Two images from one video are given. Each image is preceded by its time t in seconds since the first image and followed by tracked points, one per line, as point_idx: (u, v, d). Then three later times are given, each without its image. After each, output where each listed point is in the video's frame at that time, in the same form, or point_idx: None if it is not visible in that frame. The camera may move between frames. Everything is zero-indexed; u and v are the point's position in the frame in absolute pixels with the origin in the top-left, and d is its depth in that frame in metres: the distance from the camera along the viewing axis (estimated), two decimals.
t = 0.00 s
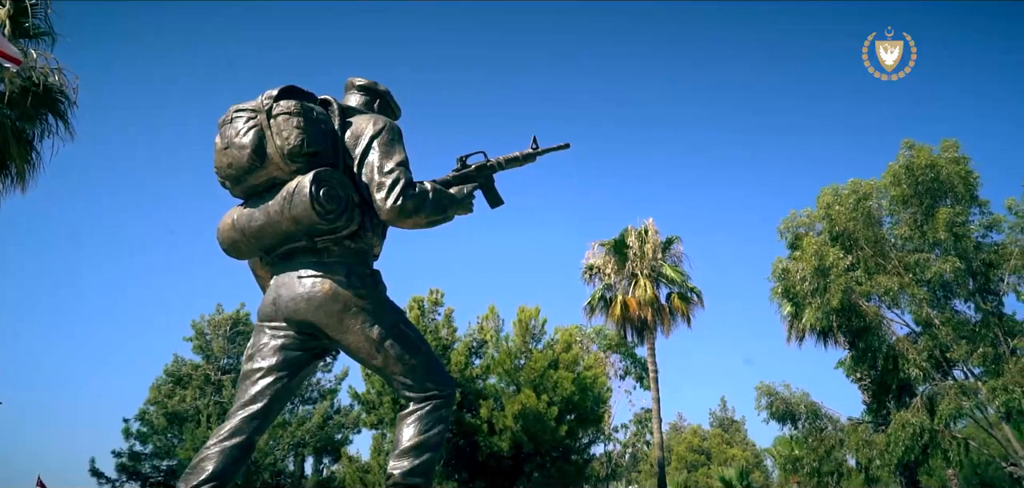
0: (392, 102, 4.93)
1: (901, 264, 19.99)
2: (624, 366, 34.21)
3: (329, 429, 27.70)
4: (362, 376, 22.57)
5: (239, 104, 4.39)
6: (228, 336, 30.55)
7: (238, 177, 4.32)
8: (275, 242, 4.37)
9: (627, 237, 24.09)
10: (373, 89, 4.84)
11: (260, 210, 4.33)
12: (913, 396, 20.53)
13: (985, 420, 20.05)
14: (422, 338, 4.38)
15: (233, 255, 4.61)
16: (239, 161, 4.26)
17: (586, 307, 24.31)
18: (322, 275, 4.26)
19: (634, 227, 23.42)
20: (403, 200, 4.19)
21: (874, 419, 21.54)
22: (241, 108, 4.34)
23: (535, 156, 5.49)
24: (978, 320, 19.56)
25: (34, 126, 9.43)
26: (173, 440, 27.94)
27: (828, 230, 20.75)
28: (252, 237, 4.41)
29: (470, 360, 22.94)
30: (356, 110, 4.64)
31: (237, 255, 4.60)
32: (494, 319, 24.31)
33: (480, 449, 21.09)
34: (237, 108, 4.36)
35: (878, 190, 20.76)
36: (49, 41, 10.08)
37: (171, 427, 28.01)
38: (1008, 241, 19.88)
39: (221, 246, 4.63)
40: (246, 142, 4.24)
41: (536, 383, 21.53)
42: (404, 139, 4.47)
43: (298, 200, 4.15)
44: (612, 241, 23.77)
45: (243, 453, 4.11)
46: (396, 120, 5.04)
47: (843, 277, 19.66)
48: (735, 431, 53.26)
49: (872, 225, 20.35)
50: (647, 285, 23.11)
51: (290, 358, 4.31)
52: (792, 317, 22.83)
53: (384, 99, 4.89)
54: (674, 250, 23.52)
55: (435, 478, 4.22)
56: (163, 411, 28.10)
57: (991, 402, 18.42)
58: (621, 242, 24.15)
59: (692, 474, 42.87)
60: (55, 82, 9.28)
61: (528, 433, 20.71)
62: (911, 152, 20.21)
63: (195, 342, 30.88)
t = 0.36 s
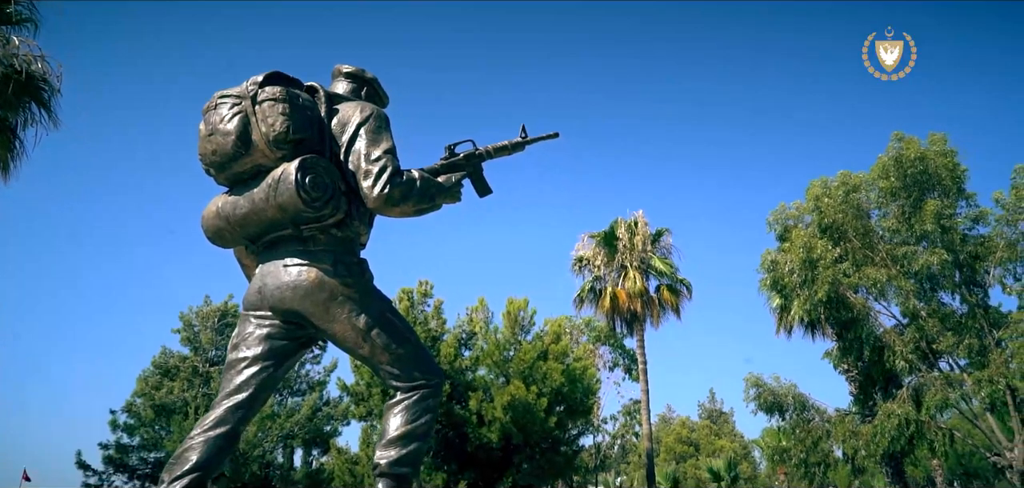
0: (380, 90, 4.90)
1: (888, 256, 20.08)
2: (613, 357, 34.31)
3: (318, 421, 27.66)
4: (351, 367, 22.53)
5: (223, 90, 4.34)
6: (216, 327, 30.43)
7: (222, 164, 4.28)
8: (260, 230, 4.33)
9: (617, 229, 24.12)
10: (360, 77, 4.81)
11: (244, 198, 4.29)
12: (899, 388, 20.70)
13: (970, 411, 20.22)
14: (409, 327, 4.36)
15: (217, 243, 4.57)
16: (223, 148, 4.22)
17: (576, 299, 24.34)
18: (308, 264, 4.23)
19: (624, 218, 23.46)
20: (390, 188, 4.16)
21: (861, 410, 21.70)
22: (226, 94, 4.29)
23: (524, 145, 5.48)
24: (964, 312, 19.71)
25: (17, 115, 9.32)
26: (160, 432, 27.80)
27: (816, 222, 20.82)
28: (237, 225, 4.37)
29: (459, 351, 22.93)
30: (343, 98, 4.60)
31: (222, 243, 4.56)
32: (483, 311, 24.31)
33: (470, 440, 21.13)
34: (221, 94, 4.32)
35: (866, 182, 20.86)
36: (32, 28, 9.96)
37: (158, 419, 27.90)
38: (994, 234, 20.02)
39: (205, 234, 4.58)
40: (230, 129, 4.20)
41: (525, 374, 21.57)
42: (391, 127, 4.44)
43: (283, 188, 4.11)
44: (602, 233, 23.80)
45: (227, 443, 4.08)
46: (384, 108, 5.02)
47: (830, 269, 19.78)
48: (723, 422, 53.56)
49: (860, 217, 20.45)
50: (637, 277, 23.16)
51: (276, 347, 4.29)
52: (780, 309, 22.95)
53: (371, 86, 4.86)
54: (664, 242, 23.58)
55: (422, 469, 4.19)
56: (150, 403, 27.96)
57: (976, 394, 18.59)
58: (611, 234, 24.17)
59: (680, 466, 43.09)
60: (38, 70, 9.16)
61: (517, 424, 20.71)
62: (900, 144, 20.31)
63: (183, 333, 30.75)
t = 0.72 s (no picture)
0: (365, 75, 4.87)
1: (875, 248, 20.22)
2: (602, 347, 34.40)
3: (306, 411, 27.60)
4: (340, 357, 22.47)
5: (206, 73, 4.30)
6: (204, 317, 30.33)
7: (205, 147, 4.24)
8: (243, 216, 4.30)
9: (606, 219, 24.14)
10: (346, 61, 4.77)
11: (227, 183, 4.26)
12: (884, 378, 20.85)
13: (954, 401, 20.39)
14: (394, 314, 4.34)
15: (200, 229, 4.54)
16: (205, 132, 4.19)
17: (564, 289, 24.36)
18: (291, 250, 4.19)
19: (613, 209, 23.48)
20: (375, 174, 4.12)
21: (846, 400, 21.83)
22: (208, 77, 4.26)
23: (511, 132, 5.46)
24: (950, 303, 19.86)
25: None
26: (147, 422, 27.64)
27: (805, 212, 20.88)
28: (220, 210, 4.34)
29: (448, 341, 22.89)
30: (327, 82, 4.56)
31: (204, 229, 4.53)
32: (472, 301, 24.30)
33: (458, 430, 21.10)
34: (203, 77, 4.28)
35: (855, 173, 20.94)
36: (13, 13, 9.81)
37: (145, 409, 27.75)
38: (980, 225, 20.16)
39: (187, 219, 4.55)
40: (213, 112, 4.16)
41: (514, 364, 21.59)
42: (377, 112, 4.41)
43: (266, 172, 4.08)
44: (591, 224, 23.81)
45: (210, 430, 4.06)
46: (369, 94, 4.98)
47: (818, 260, 19.87)
48: (711, 412, 53.85)
49: (848, 208, 20.50)
50: (626, 267, 23.18)
51: (259, 334, 4.26)
52: (768, 300, 23.07)
53: (357, 71, 4.82)
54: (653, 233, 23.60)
55: (407, 456, 4.17)
56: (137, 393, 27.80)
57: (961, 384, 18.77)
58: (600, 225, 24.18)
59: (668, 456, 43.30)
60: (18, 55, 9.05)
61: (506, 414, 20.70)
62: (890, 135, 20.37)
63: (170, 323, 30.61)
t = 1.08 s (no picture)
0: (345, 54, 4.83)
1: (856, 236, 20.35)
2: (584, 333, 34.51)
3: (288, 397, 27.51)
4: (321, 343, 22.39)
5: (179, 50, 4.29)
6: (184, 303, 30.18)
7: (179, 126, 4.25)
8: (219, 196, 4.29)
9: (589, 206, 24.15)
10: (325, 40, 4.73)
11: (202, 163, 4.25)
12: (862, 364, 21.09)
13: (930, 387, 20.66)
14: (373, 297, 4.32)
15: (175, 209, 4.54)
16: (179, 110, 4.19)
17: (547, 275, 24.39)
18: (268, 232, 4.17)
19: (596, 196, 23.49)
20: (354, 153, 4.10)
21: (825, 385, 22.07)
22: (182, 54, 4.25)
23: (493, 114, 5.46)
24: (927, 290, 20.11)
25: None
26: (126, 409, 27.39)
27: (787, 200, 20.96)
28: (195, 190, 4.33)
29: (431, 327, 22.85)
30: (304, 61, 4.52)
31: (179, 209, 4.52)
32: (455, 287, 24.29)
33: (441, 416, 21.11)
34: (177, 54, 4.27)
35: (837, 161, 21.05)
36: None
37: (124, 396, 27.39)
38: (959, 213, 20.35)
39: (162, 200, 4.54)
40: (186, 90, 4.16)
41: (496, 350, 21.61)
42: (355, 92, 4.37)
43: (241, 151, 4.08)
44: (574, 210, 23.81)
45: (185, 413, 4.03)
46: (349, 74, 4.94)
47: (799, 248, 20.00)
48: (693, 399, 54.25)
49: (830, 196, 20.60)
50: (608, 254, 23.23)
51: (234, 316, 4.23)
52: (750, 287, 23.23)
53: (336, 50, 4.79)
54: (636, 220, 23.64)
55: (386, 440, 4.15)
56: (115, 380, 27.52)
57: (937, 369, 19.03)
58: (583, 211, 24.18)
59: (649, 442, 43.61)
60: None
61: (488, 400, 20.73)
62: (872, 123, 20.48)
63: (150, 309, 30.39)
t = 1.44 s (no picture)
0: (321, 33, 4.85)
1: (832, 224, 20.50)
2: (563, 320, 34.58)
3: (265, 384, 27.31)
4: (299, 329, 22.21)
5: (147, 26, 4.30)
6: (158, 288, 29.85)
7: (147, 103, 4.26)
8: (189, 176, 4.31)
9: (569, 193, 24.14)
10: (299, 18, 4.77)
11: (171, 141, 4.27)
12: (837, 351, 21.30)
13: (902, 374, 20.95)
14: (347, 281, 4.40)
15: (142, 189, 4.53)
16: (147, 86, 4.20)
17: (526, 262, 24.39)
18: (239, 213, 4.23)
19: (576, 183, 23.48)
20: (328, 133, 4.15)
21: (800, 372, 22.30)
22: (150, 30, 4.26)
23: (471, 97, 5.41)
24: (900, 278, 20.35)
25: None
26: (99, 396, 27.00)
27: (765, 189, 21.00)
28: (163, 169, 4.34)
29: (410, 313, 22.73)
30: (277, 39, 4.57)
31: (147, 189, 4.52)
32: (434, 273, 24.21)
33: (419, 402, 21.05)
34: (145, 29, 4.28)
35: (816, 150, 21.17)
36: None
37: (97, 382, 26.91)
38: (933, 203, 20.56)
39: (129, 180, 4.53)
40: (155, 66, 4.17)
41: (475, 337, 21.59)
42: (329, 71, 4.43)
43: (212, 129, 4.10)
44: (553, 197, 23.80)
45: (153, 397, 4.09)
46: (326, 53, 4.95)
47: (777, 237, 20.16)
48: (670, 386, 54.61)
49: (808, 186, 20.73)
50: (587, 241, 23.23)
51: (204, 299, 4.31)
52: (727, 275, 23.38)
53: (312, 29, 4.81)
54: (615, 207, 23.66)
55: (359, 425, 4.22)
56: (88, 366, 27.10)
57: (909, 356, 19.28)
58: (563, 198, 24.18)
59: (626, 429, 43.88)
60: None
61: (466, 386, 20.71)
62: (850, 112, 20.60)
63: (123, 294, 30.01)
